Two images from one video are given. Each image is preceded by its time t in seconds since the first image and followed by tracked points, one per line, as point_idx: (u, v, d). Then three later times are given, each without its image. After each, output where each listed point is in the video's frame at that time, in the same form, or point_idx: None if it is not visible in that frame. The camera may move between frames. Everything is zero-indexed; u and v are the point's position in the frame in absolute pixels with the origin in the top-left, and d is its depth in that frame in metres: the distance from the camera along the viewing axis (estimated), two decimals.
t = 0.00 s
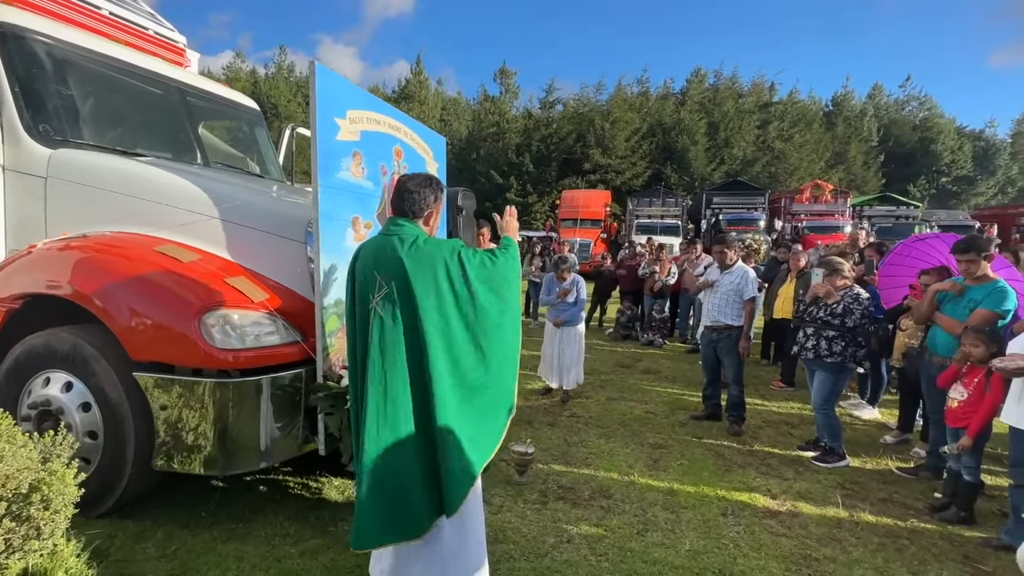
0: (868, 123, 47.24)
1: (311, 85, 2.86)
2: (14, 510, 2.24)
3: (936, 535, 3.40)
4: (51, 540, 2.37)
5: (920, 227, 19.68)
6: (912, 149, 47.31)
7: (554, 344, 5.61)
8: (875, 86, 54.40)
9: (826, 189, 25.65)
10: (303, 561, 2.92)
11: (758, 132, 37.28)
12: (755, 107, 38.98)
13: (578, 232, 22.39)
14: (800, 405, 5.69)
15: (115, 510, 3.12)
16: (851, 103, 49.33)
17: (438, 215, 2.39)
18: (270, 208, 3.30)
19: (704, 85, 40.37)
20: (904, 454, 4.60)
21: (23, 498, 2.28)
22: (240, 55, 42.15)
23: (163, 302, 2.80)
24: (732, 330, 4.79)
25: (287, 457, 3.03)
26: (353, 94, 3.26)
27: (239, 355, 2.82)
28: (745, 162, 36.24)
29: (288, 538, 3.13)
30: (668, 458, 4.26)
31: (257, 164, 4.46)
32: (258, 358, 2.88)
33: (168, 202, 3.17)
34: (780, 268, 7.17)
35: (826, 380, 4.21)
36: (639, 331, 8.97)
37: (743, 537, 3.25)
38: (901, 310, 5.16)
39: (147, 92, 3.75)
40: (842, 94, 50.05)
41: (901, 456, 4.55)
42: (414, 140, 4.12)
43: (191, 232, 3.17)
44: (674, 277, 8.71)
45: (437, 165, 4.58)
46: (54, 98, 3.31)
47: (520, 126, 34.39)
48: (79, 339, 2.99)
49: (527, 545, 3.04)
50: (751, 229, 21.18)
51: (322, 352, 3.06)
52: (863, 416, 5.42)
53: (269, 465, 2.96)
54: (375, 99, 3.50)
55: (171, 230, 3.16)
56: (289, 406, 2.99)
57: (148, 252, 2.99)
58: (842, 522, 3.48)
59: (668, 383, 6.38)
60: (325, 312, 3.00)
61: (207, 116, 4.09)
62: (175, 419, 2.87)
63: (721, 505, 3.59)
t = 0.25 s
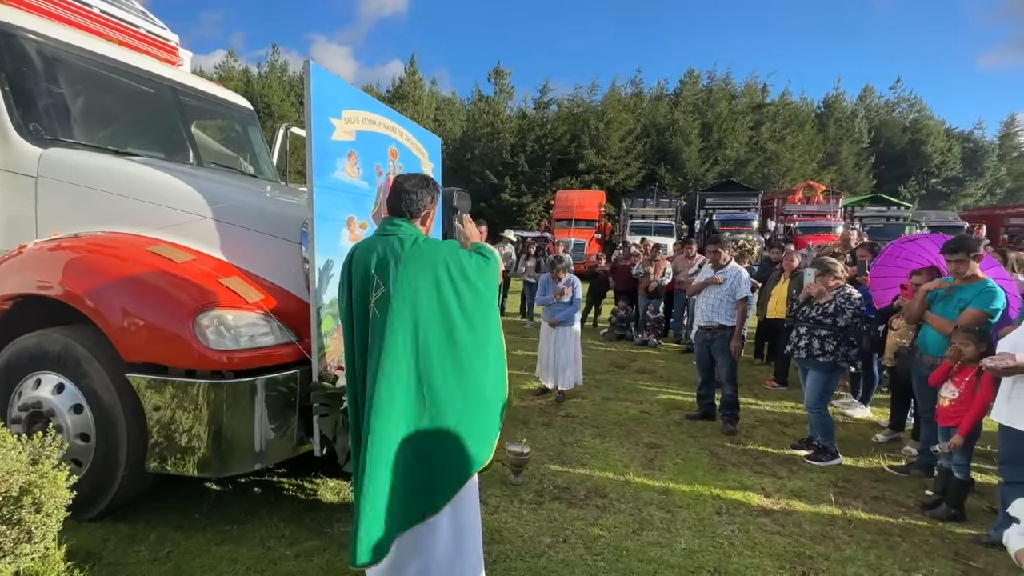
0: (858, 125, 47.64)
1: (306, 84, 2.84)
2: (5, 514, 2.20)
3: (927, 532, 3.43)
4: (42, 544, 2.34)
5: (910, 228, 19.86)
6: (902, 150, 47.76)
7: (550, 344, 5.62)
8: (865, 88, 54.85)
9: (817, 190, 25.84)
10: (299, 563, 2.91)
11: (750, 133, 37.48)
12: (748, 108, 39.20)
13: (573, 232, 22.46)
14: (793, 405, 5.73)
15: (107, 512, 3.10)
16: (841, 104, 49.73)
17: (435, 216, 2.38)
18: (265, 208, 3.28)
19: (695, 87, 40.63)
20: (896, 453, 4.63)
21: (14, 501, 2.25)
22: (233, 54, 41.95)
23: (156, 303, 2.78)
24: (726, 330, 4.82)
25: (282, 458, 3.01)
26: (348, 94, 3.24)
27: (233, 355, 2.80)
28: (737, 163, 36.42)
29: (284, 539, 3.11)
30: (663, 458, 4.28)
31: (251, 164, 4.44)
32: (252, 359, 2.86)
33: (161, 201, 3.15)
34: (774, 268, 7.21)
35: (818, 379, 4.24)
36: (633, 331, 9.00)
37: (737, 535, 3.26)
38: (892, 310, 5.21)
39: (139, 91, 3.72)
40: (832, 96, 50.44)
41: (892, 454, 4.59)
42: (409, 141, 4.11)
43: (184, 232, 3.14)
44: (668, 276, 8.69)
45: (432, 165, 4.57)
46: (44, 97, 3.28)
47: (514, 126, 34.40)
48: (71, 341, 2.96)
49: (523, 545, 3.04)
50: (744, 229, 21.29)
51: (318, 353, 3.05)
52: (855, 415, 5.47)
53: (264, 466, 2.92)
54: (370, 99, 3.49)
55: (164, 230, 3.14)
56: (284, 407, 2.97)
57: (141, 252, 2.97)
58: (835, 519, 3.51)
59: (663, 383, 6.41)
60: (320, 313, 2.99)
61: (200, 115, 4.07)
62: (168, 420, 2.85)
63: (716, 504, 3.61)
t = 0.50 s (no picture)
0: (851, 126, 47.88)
1: (302, 84, 2.83)
2: None
3: (921, 530, 3.45)
4: (36, 545, 2.32)
5: (903, 228, 19.98)
6: (895, 151, 48.07)
7: (546, 344, 5.63)
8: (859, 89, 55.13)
9: (811, 190, 26.00)
10: (295, 564, 2.90)
11: (745, 133, 37.60)
12: (742, 108, 39.32)
13: (568, 232, 22.48)
14: (788, 404, 5.76)
15: (101, 513, 3.08)
16: (833, 105, 50.00)
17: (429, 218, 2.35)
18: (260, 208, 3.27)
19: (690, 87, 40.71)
20: (889, 451, 4.66)
21: (7, 503, 2.23)
22: (228, 52, 41.79)
23: (151, 303, 2.76)
24: (721, 330, 4.84)
25: (278, 459, 2.99)
26: (344, 94, 3.23)
27: (229, 356, 2.79)
28: (732, 163, 36.54)
29: (280, 540, 3.10)
30: (659, 457, 4.29)
31: (246, 163, 4.42)
32: (248, 359, 2.85)
33: (156, 201, 3.13)
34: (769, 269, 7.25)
35: (813, 378, 4.26)
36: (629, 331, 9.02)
37: (733, 534, 3.28)
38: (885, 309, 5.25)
39: (133, 90, 3.70)
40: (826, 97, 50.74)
41: (886, 453, 4.62)
42: (405, 140, 4.11)
43: (179, 232, 3.13)
44: (665, 276, 8.64)
45: (428, 165, 4.56)
46: (37, 96, 3.25)
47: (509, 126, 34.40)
48: (65, 341, 2.94)
49: (520, 545, 3.04)
50: (739, 230, 21.36)
51: (313, 353, 3.04)
52: (849, 414, 5.50)
53: (260, 467, 2.90)
54: (366, 98, 3.48)
55: (158, 230, 3.12)
56: (280, 408, 2.95)
57: (135, 252, 2.95)
58: (830, 518, 3.53)
59: (658, 383, 6.43)
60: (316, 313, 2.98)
61: (194, 114, 4.05)
62: (163, 421, 2.83)
63: (711, 503, 3.62)
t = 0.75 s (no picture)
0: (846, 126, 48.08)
1: (298, 83, 2.82)
2: None
3: (914, 528, 3.47)
4: (30, 547, 2.30)
5: (897, 228, 20.06)
6: (889, 151, 48.31)
7: (543, 344, 5.63)
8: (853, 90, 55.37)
9: (806, 190, 26.09)
10: (291, 564, 2.89)
11: (740, 133, 37.70)
12: (738, 108, 39.42)
13: (564, 232, 22.49)
14: (783, 403, 5.78)
15: (95, 514, 3.06)
16: (828, 105, 50.20)
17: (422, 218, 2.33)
18: (255, 207, 3.26)
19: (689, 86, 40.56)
20: (883, 450, 4.69)
21: None
22: (223, 51, 41.61)
23: (145, 303, 2.74)
24: (717, 329, 4.85)
25: (274, 459, 2.98)
26: (340, 93, 3.22)
27: (224, 356, 2.78)
28: (727, 163, 36.64)
29: (276, 540, 3.10)
30: (655, 456, 4.30)
31: (241, 162, 4.41)
32: (243, 359, 2.84)
33: (150, 200, 3.12)
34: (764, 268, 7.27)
35: (808, 377, 4.27)
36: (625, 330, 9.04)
37: (728, 532, 3.29)
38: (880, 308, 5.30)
39: (127, 88, 3.68)
40: (820, 97, 50.94)
41: (880, 451, 4.65)
42: (401, 140, 4.10)
43: (174, 231, 3.11)
44: (660, 276, 8.73)
45: (425, 165, 4.55)
46: (29, 94, 3.23)
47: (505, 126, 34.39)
48: (58, 342, 2.92)
49: (517, 544, 3.04)
50: (735, 229, 21.41)
51: (309, 353, 3.03)
52: (843, 413, 5.53)
53: (256, 467, 2.88)
54: (362, 97, 3.47)
55: (153, 229, 3.10)
56: (276, 408, 2.94)
57: (130, 251, 2.93)
58: (824, 515, 3.55)
59: (654, 382, 6.44)
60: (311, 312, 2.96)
61: (189, 113, 4.03)
62: (158, 422, 2.81)
63: (707, 501, 3.63)
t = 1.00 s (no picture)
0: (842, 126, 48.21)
1: (294, 83, 2.81)
2: None
3: (911, 526, 3.48)
4: (25, 548, 2.29)
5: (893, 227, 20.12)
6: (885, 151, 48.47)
7: (540, 344, 5.62)
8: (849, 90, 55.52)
9: (802, 189, 26.16)
10: (288, 564, 2.88)
11: (737, 133, 37.76)
12: (734, 108, 39.48)
13: (561, 231, 22.50)
14: (780, 402, 5.79)
15: (91, 515, 3.05)
16: (824, 105, 50.33)
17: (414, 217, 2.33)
18: (252, 207, 3.25)
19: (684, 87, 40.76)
20: (879, 448, 4.70)
21: None
22: (220, 49, 41.42)
23: (141, 303, 2.73)
24: (714, 328, 4.86)
25: (270, 460, 2.97)
26: (336, 92, 3.21)
27: (220, 356, 2.76)
28: (724, 163, 36.70)
29: (272, 540, 3.09)
30: (652, 454, 4.30)
31: (238, 161, 4.39)
32: (239, 359, 2.82)
33: (146, 200, 3.10)
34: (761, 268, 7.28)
35: (805, 376, 4.28)
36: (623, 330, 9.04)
37: (725, 530, 3.29)
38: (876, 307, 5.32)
39: (123, 87, 3.67)
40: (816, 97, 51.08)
41: (875, 449, 4.67)
42: (398, 139, 4.09)
43: (170, 231, 3.10)
44: (657, 275, 8.76)
45: (422, 164, 4.54)
46: (24, 93, 3.21)
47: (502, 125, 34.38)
48: (53, 342, 2.91)
49: (514, 543, 3.04)
50: (732, 229, 21.44)
51: (307, 353, 3.01)
52: (840, 411, 5.54)
53: (253, 466, 2.87)
54: (359, 97, 3.46)
55: (149, 229, 3.09)
56: (273, 408, 2.93)
57: (125, 251, 2.92)
58: (821, 514, 3.56)
59: (651, 381, 6.45)
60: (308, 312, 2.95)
61: (185, 112, 4.02)
62: (154, 422, 2.80)
63: (704, 500, 3.64)
